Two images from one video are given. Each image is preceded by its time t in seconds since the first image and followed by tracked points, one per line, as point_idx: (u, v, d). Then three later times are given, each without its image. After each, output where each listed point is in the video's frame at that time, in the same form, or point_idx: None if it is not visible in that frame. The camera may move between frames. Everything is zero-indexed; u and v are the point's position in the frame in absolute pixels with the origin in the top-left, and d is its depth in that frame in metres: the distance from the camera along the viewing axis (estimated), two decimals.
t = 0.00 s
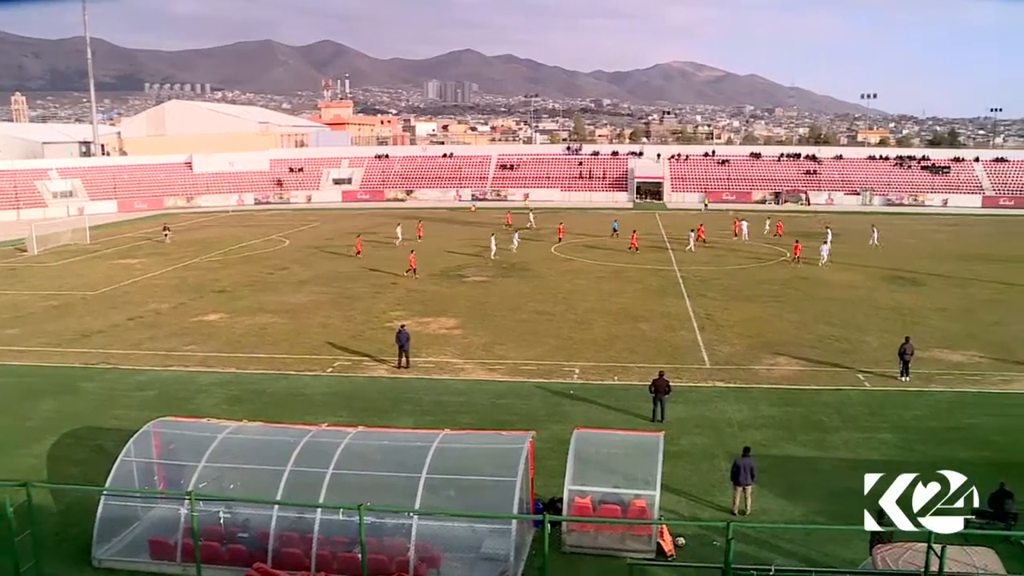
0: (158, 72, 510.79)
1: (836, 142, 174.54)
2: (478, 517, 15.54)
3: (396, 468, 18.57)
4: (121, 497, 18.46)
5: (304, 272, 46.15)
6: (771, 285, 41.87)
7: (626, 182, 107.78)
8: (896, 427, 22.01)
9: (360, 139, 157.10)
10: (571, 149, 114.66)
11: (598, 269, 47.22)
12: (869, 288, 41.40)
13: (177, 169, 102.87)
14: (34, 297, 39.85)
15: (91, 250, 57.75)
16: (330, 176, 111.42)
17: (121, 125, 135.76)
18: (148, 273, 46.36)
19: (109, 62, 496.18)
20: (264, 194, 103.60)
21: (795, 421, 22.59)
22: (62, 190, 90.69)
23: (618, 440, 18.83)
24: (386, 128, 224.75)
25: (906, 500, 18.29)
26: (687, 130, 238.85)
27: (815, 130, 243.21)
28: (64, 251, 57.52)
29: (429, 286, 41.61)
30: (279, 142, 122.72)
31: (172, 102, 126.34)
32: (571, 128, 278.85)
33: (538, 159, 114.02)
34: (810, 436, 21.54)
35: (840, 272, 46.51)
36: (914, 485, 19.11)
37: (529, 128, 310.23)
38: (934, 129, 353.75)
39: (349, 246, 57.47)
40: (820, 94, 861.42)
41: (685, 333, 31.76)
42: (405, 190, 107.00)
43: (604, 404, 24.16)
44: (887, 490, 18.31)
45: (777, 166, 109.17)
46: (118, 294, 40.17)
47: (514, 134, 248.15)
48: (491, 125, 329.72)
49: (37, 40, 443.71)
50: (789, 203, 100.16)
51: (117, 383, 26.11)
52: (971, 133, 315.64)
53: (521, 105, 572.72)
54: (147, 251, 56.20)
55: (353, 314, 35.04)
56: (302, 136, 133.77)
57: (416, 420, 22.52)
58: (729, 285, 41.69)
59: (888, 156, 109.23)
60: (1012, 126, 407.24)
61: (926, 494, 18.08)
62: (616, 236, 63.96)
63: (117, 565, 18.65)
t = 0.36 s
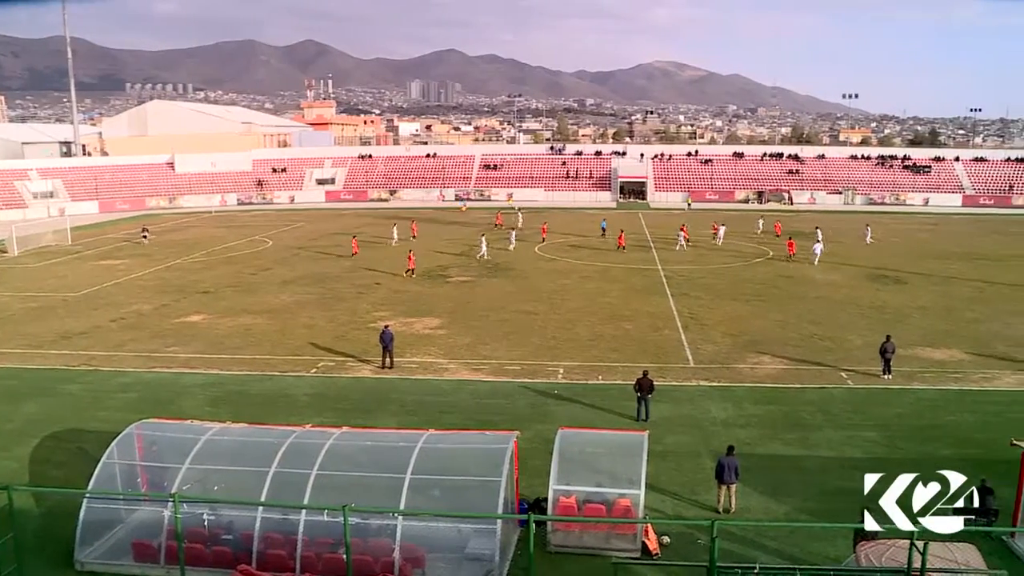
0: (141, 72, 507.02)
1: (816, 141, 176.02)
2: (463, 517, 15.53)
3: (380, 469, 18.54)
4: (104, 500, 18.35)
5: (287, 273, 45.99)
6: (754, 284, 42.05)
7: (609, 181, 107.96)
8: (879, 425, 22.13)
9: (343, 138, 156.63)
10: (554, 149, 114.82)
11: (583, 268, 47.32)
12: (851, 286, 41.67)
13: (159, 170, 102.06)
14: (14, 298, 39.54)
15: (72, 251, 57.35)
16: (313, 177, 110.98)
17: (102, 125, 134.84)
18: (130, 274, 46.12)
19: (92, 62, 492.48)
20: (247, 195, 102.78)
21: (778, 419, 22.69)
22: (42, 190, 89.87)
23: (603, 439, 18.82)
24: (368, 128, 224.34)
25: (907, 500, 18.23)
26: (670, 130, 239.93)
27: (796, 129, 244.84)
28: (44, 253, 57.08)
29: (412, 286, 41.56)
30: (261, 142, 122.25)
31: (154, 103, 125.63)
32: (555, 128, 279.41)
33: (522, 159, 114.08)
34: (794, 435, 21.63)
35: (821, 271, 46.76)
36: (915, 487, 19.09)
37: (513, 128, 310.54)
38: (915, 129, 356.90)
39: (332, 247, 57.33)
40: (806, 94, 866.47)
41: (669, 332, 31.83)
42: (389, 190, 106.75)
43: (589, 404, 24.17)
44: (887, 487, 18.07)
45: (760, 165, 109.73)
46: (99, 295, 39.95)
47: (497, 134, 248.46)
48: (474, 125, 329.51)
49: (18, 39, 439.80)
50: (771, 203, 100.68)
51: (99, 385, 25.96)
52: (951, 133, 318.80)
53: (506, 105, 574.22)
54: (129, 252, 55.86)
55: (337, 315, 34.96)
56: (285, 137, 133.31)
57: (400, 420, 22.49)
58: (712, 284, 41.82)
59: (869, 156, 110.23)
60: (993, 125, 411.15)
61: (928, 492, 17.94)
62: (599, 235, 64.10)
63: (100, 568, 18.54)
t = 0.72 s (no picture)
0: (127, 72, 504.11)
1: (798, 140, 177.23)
2: (449, 517, 15.53)
3: (367, 469, 18.51)
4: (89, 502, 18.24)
5: (272, 273, 45.85)
6: (740, 283, 42.17)
7: (594, 181, 108.06)
8: (864, 423, 22.23)
9: (328, 138, 156.15)
10: (540, 149, 114.90)
11: (567, 268, 47.37)
12: (835, 285, 41.87)
13: (143, 170, 101.35)
14: None
15: (54, 252, 57.00)
16: (298, 177, 110.44)
17: (85, 125, 134.08)
18: (114, 275, 45.90)
19: (78, 62, 489.43)
20: (232, 195, 102.08)
21: (764, 418, 22.77)
22: (25, 191, 89.09)
23: (589, 438, 18.82)
24: (354, 128, 224.09)
25: (907, 500, 18.20)
26: (655, 129, 240.94)
27: (780, 129, 246.33)
28: (26, 254, 56.69)
29: (397, 286, 41.51)
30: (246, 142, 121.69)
31: (138, 103, 125.00)
32: (541, 128, 279.50)
33: (507, 159, 114.11)
34: (780, 433, 21.70)
35: (806, 269, 46.95)
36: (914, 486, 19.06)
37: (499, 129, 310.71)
38: (900, 129, 359.74)
39: (317, 247, 57.16)
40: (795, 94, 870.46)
41: (655, 332, 31.89)
42: (375, 191, 106.53)
43: (575, 403, 24.19)
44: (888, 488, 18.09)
45: (745, 165, 110.16)
46: (83, 297, 39.73)
47: (482, 134, 248.41)
48: (459, 125, 329.54)
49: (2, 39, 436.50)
50: (757, 202, 101.08)
51: (83, 387, 25.82)
52: (934, 133, 320.99)
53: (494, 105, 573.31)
54: (113, 253, 55.55)
55: (323, 315, 34.87)
56: (270, 137, 132.81)
57: (387, 421, 22.45)
58: (697, 284, 41.92)
59: (854, 155, 110.98)
60: (977, 126, 414.21)
61: (928, 493, 17.95)
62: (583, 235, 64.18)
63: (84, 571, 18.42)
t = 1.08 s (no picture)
0: (111, 72, 500.68)
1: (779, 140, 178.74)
2: (434, 518, 15.52)
3: (352, 470, 18.49)
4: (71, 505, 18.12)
5: (256, 274, 45.73)
6: (723, 282, 42.37)
7: (578, 181, 108.31)
8: (847, 421, 22.35)
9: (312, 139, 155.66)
10: (523, 148, 115.07)
11: (551, 268, 47.41)
12: (818, 284, 42.12)
13: (125, 171, 100.82)
14: None
15: (34, 253, 56.63)
16: (281, 177, 109.86)
17: (66, 125, 133.37)
18: (96, 276, 45.64)
19: (61, 61, 485.68)
20: (215, 196, 101.50)
21: (747, 416, 22.86)
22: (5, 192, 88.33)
23: (574, 437, 18.83)
24: (337, 128, 223.87)
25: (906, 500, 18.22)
26: (638, 130, 242.54)
27: (763, 132, 248.60)
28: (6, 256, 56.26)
29: (381, 286, 41.48)
30: (229, 142, 121.37)
31: (119, 103, 124.63)
32: (526, 128, 279.77)
33: (490, 158, 114.24)
34: (763, 432, 21.79)
35: (787, 268, 47.25)
36: (914, 486, 19.12)
37: (484, 128, 311.09)
38: (881, 129, 362.90)
39: (299, 248, 57.03)
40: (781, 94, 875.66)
41: (639, 331, 31.97)
42: (358, 191, 106.42)
43: (559, 403, 24.22)
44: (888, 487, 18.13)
45: (728, 164, 110.83)
46: (65, 298, 39.50)
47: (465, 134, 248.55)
48: (443, 125, 329.92)
49: None
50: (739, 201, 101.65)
51: (65, 389, 25.66)
52: (912, 133, 324.05)
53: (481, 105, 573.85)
54: (94, 254, 55.27)
55: (307, 316, 34.81)
56: (253, 137, 132.57)
57: (371, 421, 22.41)
58: (680, 283, 42.04)
59: (836, 155, 111.90)
60: (960, 125, 417.39)
61: (928, 492, 17.80)
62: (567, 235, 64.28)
63: None
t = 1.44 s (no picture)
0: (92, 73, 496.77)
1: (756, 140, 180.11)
2: (415, 519, 15.49)
3: (334, 471, 18.45)
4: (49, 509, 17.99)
5: (236, 275, 45.54)
6: (704, 282, 42.50)
7: (559, 181, 108.49)
8: (828, 419, 22.46)
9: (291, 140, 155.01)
10: (504, 148, 115.11)
11: (531, 267, 47.47)
12: (798, 282, 42.35)
13: (104, 172, 99.99)
14: None
15: (11, 255, 56.12)
16: (262, 178, 109.12)
17: (44, 125, 132.12)
18: (74, 278, 45.31)
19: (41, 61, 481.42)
20: (195, 197, 100.58)
21: (728, 415, 22.92)
22: None
23: (556, 437, 18.75)
24: (318, 128, 223.44)
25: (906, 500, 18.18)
26: (618, 130, 243.80)
27: (741, 132, 250.38)
28: None
29: (362, 287, 41.40)
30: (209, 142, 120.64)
31: (97, 103, 123.68)
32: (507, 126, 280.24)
33: (471, 158, 114.18)
34: (744, 430, 21.86)
35: (767, 268, 47.49)
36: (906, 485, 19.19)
37: (466, 129, 311.36)
38: (861, 129, 366.19)
39: (279, 249, 56.83)
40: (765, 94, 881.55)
41: (620, 330, 32.02)
42: (338, 192, 105.92)
43: (540, 403, 24.22)
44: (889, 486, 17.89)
45: (709, 164, 111.47)
46: (42, 300, 39.17)
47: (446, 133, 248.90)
48: (425, 125, 330.09)
49: None
50: (720, 200, 102.06)
51: (43, 392, 25.46)
52: (889, 132, 327.61)
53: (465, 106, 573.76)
54: (72, 256, 54.82)
55: (288, 317, 34.69)
56: (233, 138, 131.97)
57: (352, 422, 22.36)
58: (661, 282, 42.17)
59: (816, 154, 112.73)
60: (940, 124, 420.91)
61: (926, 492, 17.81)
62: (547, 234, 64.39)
63: None
